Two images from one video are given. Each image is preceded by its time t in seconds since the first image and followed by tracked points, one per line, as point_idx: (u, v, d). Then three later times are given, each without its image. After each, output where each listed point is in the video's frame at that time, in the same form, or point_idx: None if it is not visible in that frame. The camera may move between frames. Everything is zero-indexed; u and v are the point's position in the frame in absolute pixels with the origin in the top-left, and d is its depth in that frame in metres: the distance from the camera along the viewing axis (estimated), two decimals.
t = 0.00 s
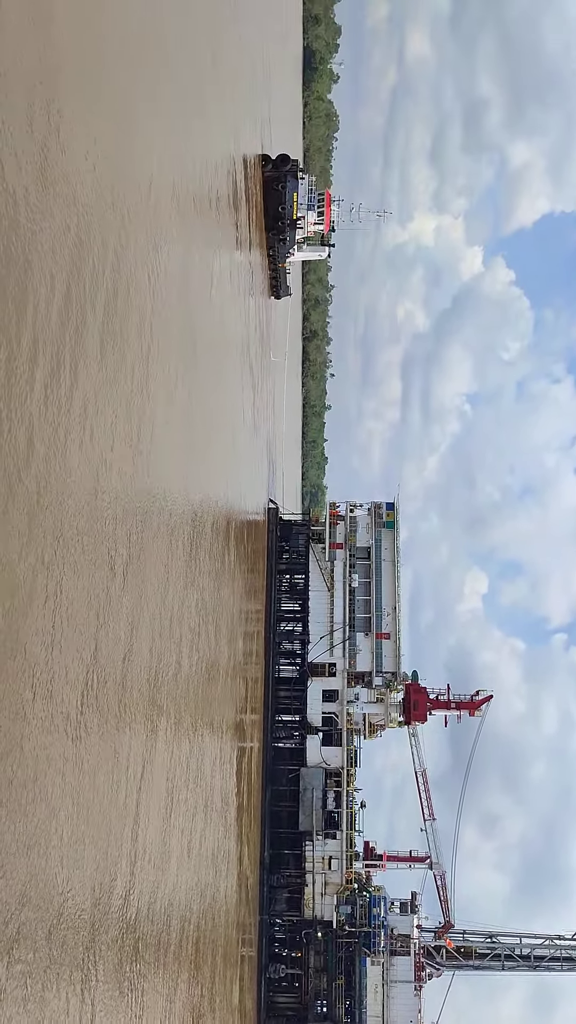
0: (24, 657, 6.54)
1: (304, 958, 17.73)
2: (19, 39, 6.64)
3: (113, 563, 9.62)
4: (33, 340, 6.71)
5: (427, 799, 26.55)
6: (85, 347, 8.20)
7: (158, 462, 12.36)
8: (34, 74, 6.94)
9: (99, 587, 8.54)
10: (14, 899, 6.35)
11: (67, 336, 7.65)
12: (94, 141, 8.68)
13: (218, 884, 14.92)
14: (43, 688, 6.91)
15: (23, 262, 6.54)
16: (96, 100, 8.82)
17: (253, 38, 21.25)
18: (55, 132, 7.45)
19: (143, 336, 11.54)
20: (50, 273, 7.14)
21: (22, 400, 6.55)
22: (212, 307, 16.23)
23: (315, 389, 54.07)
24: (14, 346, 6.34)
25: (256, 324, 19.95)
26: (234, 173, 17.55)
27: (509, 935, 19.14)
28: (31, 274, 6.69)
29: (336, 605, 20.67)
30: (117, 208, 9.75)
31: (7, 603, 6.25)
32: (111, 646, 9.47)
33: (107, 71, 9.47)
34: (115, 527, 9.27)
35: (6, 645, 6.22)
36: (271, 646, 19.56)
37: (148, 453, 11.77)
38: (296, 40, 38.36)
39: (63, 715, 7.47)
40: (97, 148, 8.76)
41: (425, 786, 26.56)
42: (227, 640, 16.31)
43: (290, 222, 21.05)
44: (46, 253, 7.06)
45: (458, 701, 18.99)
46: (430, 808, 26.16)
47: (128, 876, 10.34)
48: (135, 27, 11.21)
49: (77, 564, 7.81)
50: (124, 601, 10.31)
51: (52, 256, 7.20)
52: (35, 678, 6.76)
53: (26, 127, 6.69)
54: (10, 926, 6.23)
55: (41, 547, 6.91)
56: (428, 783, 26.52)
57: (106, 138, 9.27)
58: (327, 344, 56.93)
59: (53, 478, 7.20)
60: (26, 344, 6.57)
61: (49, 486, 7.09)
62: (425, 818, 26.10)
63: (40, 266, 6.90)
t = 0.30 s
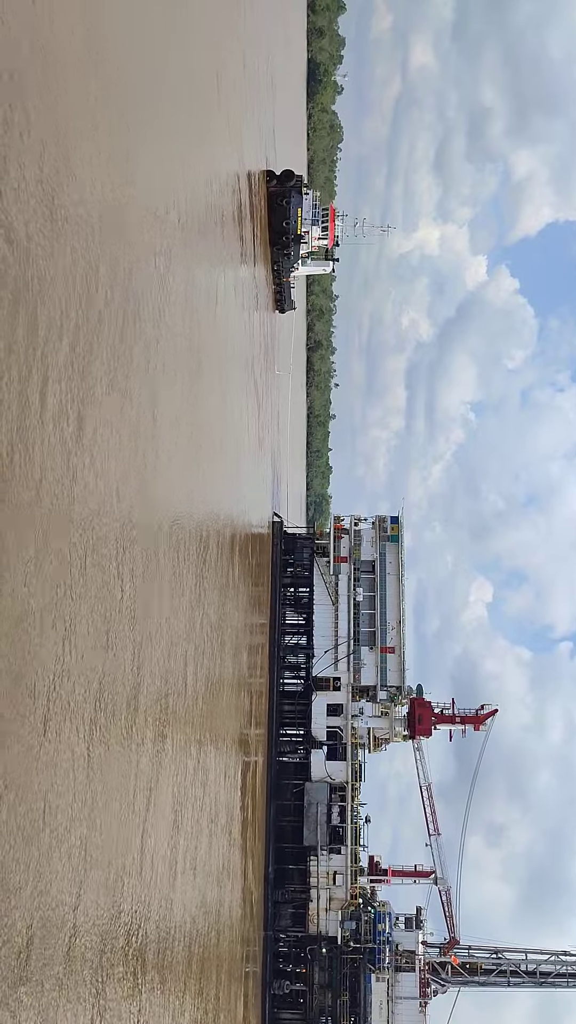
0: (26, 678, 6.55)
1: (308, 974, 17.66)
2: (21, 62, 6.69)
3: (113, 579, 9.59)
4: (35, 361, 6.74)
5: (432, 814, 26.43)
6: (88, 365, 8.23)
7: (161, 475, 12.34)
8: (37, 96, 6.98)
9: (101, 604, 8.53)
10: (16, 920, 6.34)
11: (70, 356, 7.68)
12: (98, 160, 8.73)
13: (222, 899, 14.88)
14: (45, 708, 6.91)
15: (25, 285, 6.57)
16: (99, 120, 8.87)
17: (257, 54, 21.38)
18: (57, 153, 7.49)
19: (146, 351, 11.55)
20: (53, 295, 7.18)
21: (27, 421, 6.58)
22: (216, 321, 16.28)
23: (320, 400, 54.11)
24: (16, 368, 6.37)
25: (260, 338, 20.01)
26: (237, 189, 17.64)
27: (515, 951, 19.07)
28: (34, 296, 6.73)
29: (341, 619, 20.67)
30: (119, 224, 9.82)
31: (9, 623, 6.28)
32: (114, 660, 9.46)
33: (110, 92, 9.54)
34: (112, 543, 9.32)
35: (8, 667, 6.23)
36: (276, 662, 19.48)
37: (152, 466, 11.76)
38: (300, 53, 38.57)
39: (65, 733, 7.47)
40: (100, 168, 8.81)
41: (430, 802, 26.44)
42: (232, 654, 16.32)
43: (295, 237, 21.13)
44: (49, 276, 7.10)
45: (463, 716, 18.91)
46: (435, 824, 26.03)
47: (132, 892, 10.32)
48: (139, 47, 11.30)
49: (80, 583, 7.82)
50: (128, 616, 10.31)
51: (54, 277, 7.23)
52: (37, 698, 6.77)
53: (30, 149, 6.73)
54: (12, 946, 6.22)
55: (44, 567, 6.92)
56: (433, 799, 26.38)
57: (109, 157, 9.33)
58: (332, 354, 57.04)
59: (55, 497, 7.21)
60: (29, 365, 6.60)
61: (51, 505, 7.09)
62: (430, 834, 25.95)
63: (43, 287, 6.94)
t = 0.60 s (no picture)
0: (30, 691, 6.55)
1: (313, 983, 17.69)
2: (28, 78, 6.73)
3: (117, 591, 9.62)
4: (39, 375, 6.75)
5: (437, 825, 26.38)
6: (92, 377, 8.25)
7: (165, 483, 12.29)
8: (42, 112, 7.01)
9: (106, 615, 8.56)
10: (18, 935, 6.30)
11: (75, 369, 7.69)
12: (102, 174, 8.76)
13: (228, 908, 14.88)
14: (48, 722, 6.91)
15: (29, 299, 6.59)
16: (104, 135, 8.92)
17: (261, 64, 21.45)
18: (63, 167, 7.51)
19: (151, 361, 11.57)
20: (56, 309, 7.20)
21: (32, 434, 6.58)
22: (221, 331, 16.32)
23: (324, 404, 54.20)
24: (21, 381, 6.40)
25: (265, 347, 20.05)
26: (242, 198, 17.69)
27: (520, 960, 19.05)
28: (39, 309, 6.74)
29: (346, 628, 20.67)
30: (123, 238, 9.86)
31: (13, 638, 6.28)
32: (118, 671, 9.49)
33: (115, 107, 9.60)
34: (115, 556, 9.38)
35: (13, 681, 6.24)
36: (282, 670, 19.53)
37: (156, 474, 11.76)
38: (303, 59, 38.65)
39: (69, 745, 7.45)
40: (105, 182, 8.86)
41: (435, 813, 26.38)
42: (237, 664, 16.34)
43: (299, 247, 21.13)
44: (53, 290, 7.12)
45: (468, 725, 18.85)
46: (440, 835, 25.98)
47: (137, 903, 10.33)
48: (145, 61, 11.37)
49: (84, 595, 7.84)
50: (132, 627, 10.33)
51: (58, 291, 7.24)
52: (41, 713, 6.77)
53: (34, 164, 6.75)
54: (15, 960, 6.20)
55: (48, 581, 6.93)
56: (438, 810, 26.33)
57: (113, 171, 9.37)
58: (337, 359, 57.15)
59: (58, 510, 7.21)
60: (33, 379, 6.61)
61: (53, 518, 7.09)
62: (435, 844, 25.91)
63: (47, 301, 6.97)
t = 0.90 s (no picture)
0: (33, 702, 6.56)
1: (318, 989, 17.70)
2: (34, 91, 6.73)
3: (121, 600, 9.66)
4: (42, 385, 6.75)
5: (441, 830, 26.37)
6: (96, 389, 8.29)
7: (168, 490, 12.30)
8: (47, 124, 7.02)
9: (110, 623, 8.58)
10: (23, 945, 6.34)
11: (77, 378, 7.71)
12: (105, 183, 8.77)
13: (232, 914, 14.90)
14: (51, 733, 6.92)
15: (32, 309, 6.59)
16: (107, 145, 8.96)
17: (264, 70, 21.50)
18: (66, 178, 7.52)
19: (155, 369, 11.59)
20: (58, 320, 7.19)
21: (34, 444, 6.59)
22: (225, 336, 16.37)
23: (328, 406, 54.25)
24: (26, 396, 6.44)
25: (269, 352, 20.10)
26: (245, 205, 17.74)
27: (525, 966, 19.05)
28: (40, 319, 6.75)
29: (350, 634, 20.56)
30: (127, 249, 9.91)
31: (18, 648, 6.29)
32: (121, 678, 9.53)
33: (118, 119, 9.64)
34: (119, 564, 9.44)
35: (14, 693, 6.23)
36: (286, 674, 19.65)
37: (160, 480, 11.77)
38: (307, 60, 38.75)
39: (73, 752, 7.47)
40: (108, 192, 8.87)
41: (440, 819, 26.37)
42: (242, 670, 16.38)
43: (304, 253, 21.29)
44: (56, 300, 7.11)
45: (473, 731, 18.83)
46: (445, 841, 25.97)
47: (142, 909, 10.37)
48: (148, 71, 11.40)
49: (88, 604, 7.85)
50: (137, 635, 10.36)
51: (61, 301, 7.25)
52: (44, 724, 6.77)
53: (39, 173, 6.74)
54: (20, 971, 6.25)
55: (51, 592, 6.94)
56: (443, 816, 26.33)
57: (117, 181, 9.40)
58: (341, 361, 57.19)
59: (61, 520, 7.22)
60: (35, 391, 6.62)
61: (57, 529, 7.12)
62: (440, 849, 25.91)
63: (51, 314, 7.01)
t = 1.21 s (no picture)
0: (34, 714, 6.55)
1: (321, 994, 17.76)
2: (37, 102, 6.72)
3: (124, 608, 9.68)
4: (43, 399, 6.74)
5: (444, 834, 26.37)
6: (98, 397, 8.28)
7: (171, 495, 12.32)
8: (49, 134, 7.01)
9: (112, 633, 8.59)
10: (25, 960, 6.34)
11: (78, 387, 7.69)
12: (108, 190, 8.76)
13: (235, 918, 14.92)
14: (54, 744, 6.92)
15: (34, 322, 6.56)
16: (110, 153, 8.95)
17: (267, 74, 21.51)
18: (68, 187, 7.51)
19: (157, 376, 11.59)
20: (60, 328, 7.17)
21: (35, 454, 6.57)
22: (227, 341, 16.37)
23: (331, 406, 54.26)
24: (28, 408, 6.42)
25: (271, 356, 20.11)
26: (248, 210, 17.76)
27: (528, 971, 19.09)
28: (42, 329, 6.73)
29: (352, 638, 20.73)
30: (128, 257, 9.91)
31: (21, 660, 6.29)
32: (123, 686, 9.53)
33: (120, 128, 9.66)
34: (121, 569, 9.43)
35: (16, 706, 6.22)
36: (289, 679, 19.52)
37: (162, 487, 11.78)
38: (309, 61, 38.79)
39: (75, 762, 7.46)
40: (110, 200, 8.86)
41: (443, 823, 26.36)
42: (245, 675, 16.39)
43: (306, 258, 21.39)
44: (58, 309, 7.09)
45: (476, 736, 18.83)
46: (448, 845, 25.98)
47: (146, 913, 10.40)
48: (150, 79, 11.42)
49: (90, 614, 7.84)
50: (140, 643, 10.37)
51: (63, 311, 7.24)
52: (46, 735, 6.76)
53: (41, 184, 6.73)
54: (23, 985, 6.25)
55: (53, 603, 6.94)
56: (446, 819, 26.33)
57: (119, 189, 9.39)
58: (344, 361, 57.21)
59: (62, 531, 7.18)
60: (37, 402, 6.61)
61: (58, 538, 7.10)
62: (443, 854, 25.91)
63: (53, 326, 6.99)
